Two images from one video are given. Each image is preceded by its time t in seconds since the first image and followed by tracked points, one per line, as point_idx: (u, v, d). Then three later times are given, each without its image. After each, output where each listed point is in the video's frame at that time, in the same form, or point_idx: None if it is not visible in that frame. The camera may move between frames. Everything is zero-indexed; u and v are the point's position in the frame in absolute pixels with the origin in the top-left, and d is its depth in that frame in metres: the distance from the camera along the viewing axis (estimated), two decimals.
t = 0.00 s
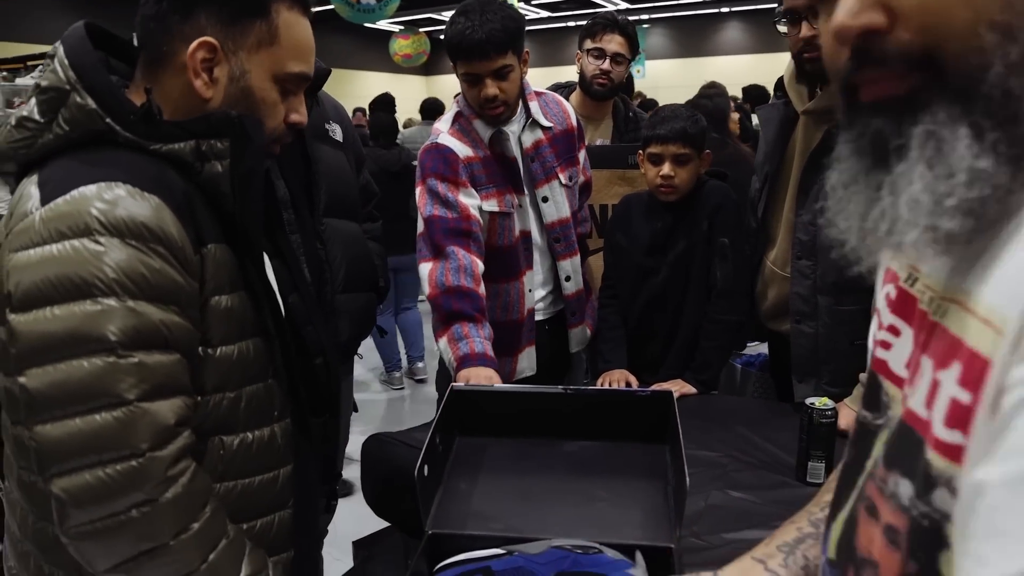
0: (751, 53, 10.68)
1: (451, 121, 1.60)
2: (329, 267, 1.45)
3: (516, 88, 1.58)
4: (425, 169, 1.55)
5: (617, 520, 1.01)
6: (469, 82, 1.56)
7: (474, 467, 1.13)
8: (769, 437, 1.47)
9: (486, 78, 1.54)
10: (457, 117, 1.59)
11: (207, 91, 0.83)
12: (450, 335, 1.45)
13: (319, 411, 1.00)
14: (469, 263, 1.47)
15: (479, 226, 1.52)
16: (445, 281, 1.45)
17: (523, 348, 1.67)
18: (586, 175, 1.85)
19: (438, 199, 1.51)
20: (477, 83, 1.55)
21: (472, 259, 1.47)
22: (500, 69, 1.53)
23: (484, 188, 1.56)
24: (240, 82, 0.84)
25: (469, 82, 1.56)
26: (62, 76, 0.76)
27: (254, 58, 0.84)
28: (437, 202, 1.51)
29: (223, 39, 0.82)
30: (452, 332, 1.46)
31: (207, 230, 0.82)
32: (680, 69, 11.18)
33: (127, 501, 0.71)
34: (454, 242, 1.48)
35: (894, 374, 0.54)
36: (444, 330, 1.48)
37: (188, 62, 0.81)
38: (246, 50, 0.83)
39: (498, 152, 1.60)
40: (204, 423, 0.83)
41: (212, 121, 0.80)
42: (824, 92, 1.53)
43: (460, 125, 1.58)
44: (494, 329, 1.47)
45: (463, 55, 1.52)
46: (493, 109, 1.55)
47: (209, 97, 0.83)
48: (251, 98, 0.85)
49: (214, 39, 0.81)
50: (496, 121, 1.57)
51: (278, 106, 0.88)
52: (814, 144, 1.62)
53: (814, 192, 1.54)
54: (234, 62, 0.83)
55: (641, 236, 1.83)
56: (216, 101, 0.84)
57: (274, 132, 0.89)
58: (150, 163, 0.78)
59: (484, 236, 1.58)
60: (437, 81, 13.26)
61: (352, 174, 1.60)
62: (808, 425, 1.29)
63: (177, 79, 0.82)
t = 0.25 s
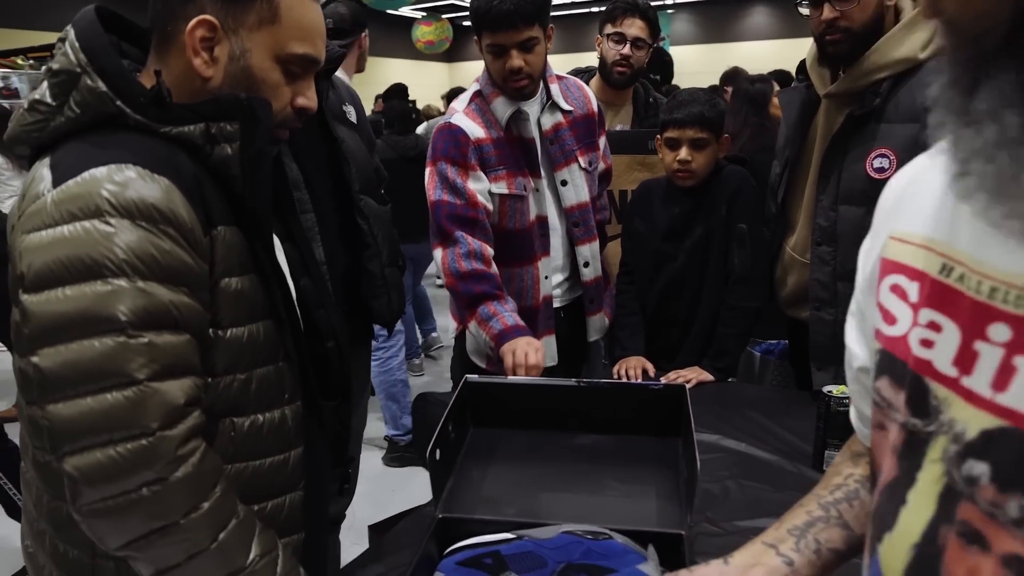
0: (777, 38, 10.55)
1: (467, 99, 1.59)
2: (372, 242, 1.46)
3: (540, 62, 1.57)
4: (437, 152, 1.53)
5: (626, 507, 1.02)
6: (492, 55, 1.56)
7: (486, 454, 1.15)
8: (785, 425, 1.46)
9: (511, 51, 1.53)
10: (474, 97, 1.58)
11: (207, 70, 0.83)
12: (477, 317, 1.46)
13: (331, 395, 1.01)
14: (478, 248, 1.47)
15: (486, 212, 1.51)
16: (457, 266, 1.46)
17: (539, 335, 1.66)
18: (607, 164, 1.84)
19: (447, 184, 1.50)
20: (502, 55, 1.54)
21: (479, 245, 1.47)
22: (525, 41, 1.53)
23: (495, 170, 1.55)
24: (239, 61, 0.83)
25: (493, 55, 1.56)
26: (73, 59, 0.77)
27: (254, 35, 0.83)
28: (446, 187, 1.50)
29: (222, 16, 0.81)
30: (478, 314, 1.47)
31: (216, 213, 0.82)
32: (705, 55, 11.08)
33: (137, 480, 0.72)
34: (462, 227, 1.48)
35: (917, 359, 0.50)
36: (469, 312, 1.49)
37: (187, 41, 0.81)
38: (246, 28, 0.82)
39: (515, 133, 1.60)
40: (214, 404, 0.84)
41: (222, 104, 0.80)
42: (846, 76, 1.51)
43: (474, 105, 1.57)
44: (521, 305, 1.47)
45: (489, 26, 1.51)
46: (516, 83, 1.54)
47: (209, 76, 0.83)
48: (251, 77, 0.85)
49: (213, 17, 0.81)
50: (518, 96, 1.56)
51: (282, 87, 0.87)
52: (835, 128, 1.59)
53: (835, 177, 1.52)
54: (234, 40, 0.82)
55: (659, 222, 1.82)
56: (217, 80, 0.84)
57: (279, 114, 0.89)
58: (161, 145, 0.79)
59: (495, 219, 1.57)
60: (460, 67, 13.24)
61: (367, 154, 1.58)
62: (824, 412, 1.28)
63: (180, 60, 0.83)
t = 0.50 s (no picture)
0: (801, 24, 10.42)
1: (482, 85, 1.58)
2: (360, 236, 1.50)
3: (557, 41, 1.57)
4: (448, 140, 1.54)
5: (636, 495, 1.03)
6: (509, 34, 1.55)
7: (498, 444, 1.15)
8: (802, 414, 1.45)
9: (528, 30, 1.53)
10: (487, 84, 1.57)
11: (205, 53, 0.83)
12: (508, 293, 1.47)
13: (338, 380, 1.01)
14: (493, 231, 1.48)
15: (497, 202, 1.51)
16: (475, 250, 1.48)
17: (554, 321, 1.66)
18: (625, 153, 1.83)
19: (458, 173, 1.50)
20: (519, 35, 1.53)
21: (494, 228, 1.49)
22: (542, 21, 1.52)
23: (506, 158, 1.54)
24: (237, 43, 0.83)
25: (509, 34, 1.55)
26: (79, 44, 0.77)
27: (251, 16, 0.82)
28: (457, 177, 1.51)
29: None
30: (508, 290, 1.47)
31: (222, 196, 0.82)
32: (728, 42, 10.96)
33: (144, 462, 0.72)
34: (474, 215, 1.49)
35: (1002, 351, 0.48)
36: (498, 292, 1.50)
37: (184, 24, 0.81)
38: (241, 9, 0.81)
39: (529, 120, 1.59)
40: (222, 387, 0.85)
41: (226, 87, 0.79)
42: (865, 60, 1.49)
43: (486, 93, 1.56)
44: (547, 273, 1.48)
45: (505, 6, 1.50)
46: (534, 63, 1.54)
47: (207, 59, 0.83)
48: (249, 59, 0.84)
49: None
50: (536, 75, 1.56)
51: (283, 69, 0.86)
52: (855, 113, 1.57)
53: (854, 163, 1.49)
54: (229, 22, 0.82)
55: (675, 209, 1.80)
56: (216, 63, 0.84)
57: (283, 96, 0.88)
58: (167, 130, 0.78)
59: (508, 206, 1.56)
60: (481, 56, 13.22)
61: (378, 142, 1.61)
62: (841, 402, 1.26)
63: (180, 45, 0.84)
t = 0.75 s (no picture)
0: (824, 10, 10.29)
1: (496, 64, 1.57)
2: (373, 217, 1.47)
3: (580, 18, 1.56)
4: (461, 121, 1.53)
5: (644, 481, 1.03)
6: (534, 11, 1.53)
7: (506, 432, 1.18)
8: (813, 401, 1.43)
9: (556, 7, 1.51)
10: (501, 64, 1.56)
11: (203, 28, 0.83)
12: (536, 270, 1.46)
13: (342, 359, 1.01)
14: (513, 210, 1.49)
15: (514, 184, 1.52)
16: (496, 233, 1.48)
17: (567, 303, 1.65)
18: (637, 137, 1.80)
19: (473, 155, 1.50)
20: (545, 12, 1.51)
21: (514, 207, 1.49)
22: None
23: (520, 138, 1.53)
24: (234, 17, 0.82)
25: (534, 11, 1.53)
26: (79, 17, 0.76)
27: None
28: (473, 159, 1.50)
29: None
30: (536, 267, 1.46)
31: (226, 171, 0.82)
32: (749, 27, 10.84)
33: (147, 436, 0.73)
34: (492, 197, 1.49)
35: None
36: (524, 271, 1.48)
37: None
38: None
39: (542, 100, 1.57)
40: (226, 363, 0.85)
41: (229, 62, 0.79)
42: (882, 42, 1.47)
43: (500, 72, 1.54)
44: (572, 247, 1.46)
45: None
46: (559, 41, 1.53)
47: (206, 34, 0.83)
48: (248, 33, 0.83)
49: None
50: (559, 52, 1.56)
51: (282, 43, 0.85)
52: (872, 96, 1.54)
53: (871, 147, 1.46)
54: None
55: (689, 192, 1.79)
56: (214, 39, 0.83)
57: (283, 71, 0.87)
58: (169, 104, 0.78)
59: (522, 187, 1.55)
60: (500, 40, 13.16)
61: (393, 126, 1.61)
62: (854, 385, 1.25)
63: (179, 20, 0.83)
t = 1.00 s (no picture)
0: None
1: (517, 37, 1.53)
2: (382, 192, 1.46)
3: None
4: (483, 94, 1.49)
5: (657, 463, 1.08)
6: None
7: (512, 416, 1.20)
8: (823, 382, 1.42)
9: None
10: (522, 38, 1.52)
11: None
12: (558, 257, 1.48)
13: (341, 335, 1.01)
14: (540, 192, 1.49)
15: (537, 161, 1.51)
16: (524, 213, 1.47)
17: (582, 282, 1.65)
18: (648, 118, 1.78)
19: (499, 130, 1.48)
20: None
21: (540, 189, 1.49)
22: None
23: (543, 114, 1.51)
24: None
25: None
26: None
27: None
28: (497, 134, 1.48)
29: None
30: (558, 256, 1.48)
31: (221, 142, 0.81)
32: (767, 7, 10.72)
33: (128, 407, 0.72)
34: (518, 175, 1.49)
35: None
36: (546, 255, 1.50)
37: None
38: None
39: (562, 76, 1.56)
40: (224, 336, 0.85)
41: (224, 31, 0.78)
42: (893, 16, 1.44)
43: (522, 45, 1.51)
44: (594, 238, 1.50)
45: None
46: (590, 14, 1.49)
47: (197, 5, 0.82)
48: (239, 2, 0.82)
49: None
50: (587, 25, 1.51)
51: (275, 11, 0.84)
52: (882, 71, 1.54)
53: (882, 123, 1.47)
54: None
55: (700, 170, 1.76)
56: (205, 9, 0.82)
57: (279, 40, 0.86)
58: (162, 73, 0.77)
59: (542, 163, 1.54)
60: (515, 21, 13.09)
61: (401, 104, 1.59)
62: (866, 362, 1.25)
63: None
